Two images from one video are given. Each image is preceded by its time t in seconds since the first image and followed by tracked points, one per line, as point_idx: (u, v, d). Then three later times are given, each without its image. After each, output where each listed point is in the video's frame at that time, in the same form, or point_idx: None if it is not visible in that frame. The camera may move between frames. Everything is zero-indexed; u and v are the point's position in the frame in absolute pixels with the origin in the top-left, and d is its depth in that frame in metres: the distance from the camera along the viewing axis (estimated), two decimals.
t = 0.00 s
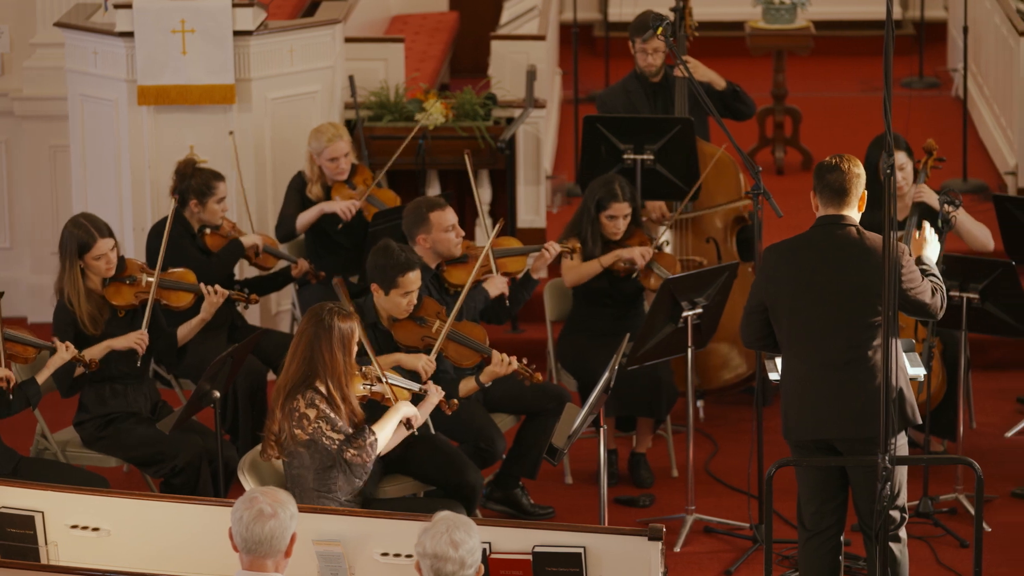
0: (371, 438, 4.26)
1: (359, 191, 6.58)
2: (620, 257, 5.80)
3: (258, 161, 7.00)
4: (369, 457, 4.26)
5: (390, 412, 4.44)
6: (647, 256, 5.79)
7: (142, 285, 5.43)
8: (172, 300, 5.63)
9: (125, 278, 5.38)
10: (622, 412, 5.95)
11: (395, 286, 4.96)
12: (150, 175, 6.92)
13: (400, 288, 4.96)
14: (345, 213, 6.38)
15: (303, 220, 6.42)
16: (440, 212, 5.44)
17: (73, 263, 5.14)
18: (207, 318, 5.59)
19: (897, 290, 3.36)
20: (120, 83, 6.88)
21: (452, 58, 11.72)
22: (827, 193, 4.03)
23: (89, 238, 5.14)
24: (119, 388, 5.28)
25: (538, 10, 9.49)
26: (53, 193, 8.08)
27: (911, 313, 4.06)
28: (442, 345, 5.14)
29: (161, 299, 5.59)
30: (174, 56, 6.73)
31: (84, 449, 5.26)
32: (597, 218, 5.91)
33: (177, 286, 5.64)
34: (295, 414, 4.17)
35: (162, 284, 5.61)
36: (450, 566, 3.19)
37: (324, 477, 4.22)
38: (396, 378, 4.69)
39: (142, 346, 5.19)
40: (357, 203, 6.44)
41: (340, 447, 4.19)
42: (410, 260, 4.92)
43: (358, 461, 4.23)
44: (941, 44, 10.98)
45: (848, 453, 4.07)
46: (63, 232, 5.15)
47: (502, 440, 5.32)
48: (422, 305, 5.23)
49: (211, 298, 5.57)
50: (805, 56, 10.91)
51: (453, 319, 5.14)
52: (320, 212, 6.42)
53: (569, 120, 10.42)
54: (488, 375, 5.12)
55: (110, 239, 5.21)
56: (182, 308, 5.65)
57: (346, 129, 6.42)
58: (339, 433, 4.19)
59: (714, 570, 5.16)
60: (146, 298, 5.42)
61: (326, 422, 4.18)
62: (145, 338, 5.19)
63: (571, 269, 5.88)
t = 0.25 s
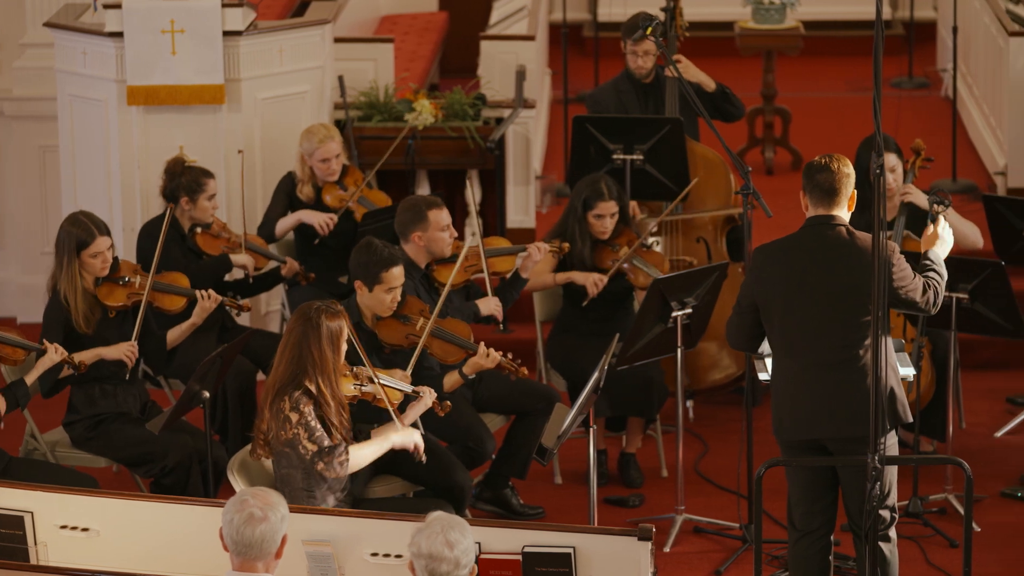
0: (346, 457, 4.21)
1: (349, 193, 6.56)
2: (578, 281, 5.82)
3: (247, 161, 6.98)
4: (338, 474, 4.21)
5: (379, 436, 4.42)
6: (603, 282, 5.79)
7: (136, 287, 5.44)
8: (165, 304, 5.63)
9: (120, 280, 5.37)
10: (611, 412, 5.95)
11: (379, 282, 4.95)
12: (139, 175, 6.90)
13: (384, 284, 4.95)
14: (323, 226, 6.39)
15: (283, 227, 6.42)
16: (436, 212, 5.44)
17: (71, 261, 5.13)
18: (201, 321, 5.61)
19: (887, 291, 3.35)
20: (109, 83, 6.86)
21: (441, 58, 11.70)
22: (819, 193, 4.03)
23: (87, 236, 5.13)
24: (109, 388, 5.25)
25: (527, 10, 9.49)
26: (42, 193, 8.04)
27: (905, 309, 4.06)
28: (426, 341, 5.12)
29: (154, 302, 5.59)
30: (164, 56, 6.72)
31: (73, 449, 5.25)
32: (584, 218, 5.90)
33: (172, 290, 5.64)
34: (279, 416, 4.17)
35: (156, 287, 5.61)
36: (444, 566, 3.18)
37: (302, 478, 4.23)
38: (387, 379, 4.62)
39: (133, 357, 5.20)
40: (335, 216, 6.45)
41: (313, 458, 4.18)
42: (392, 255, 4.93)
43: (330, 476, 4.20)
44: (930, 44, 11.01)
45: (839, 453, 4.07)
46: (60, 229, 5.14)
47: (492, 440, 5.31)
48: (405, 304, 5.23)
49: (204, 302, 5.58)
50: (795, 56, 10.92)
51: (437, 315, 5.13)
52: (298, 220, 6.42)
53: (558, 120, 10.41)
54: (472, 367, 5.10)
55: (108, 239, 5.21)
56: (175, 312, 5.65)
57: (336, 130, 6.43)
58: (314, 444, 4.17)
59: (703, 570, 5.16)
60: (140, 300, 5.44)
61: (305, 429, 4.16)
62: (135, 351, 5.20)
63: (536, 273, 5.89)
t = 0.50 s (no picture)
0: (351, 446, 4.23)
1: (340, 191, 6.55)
2: (576, 269, 5.78)
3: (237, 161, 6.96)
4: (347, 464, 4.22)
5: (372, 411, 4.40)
6: (602, 265, 5.76)
7: (129, 288, 5.40)
8: (158, 306, 5.59)
9: (115, 280, 5.34)
10: (602, 412, 5.95)
11: (354, 284, 4.94)
12: (130, 175, 6.88)
13: (360, 285, 4.95)
14: (327, 212, 6.36)
15: (284, 218, 6.40)
16: (428, 215, 5.43)
17: (68, 261, 5.12)
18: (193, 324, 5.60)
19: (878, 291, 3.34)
20: (100, 83, 6.84)
21: (432, 59, 11.69)
22: (813, 194, 4.02)
23: (83, 236, 5.12)
24: (99, 388, 5.24)
25: (518, 10, 9.48)
26: (33, 193, 8.01)
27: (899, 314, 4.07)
28: (408, 340, 5.12)
29: (147, 305, 5.55)
30: (154, 56, 6.70)
31: (63, 450, 5.24)
32: (561, 217, 5.91)
33: (166, 292, 5.60)
34: (272, 419, 4.14)
35: (149, 290, 5.57)
36: (439, 567, 3.18)
37: (303, 476, 4.22)
38: (381, 370, 4.70)
39: (127, 349, 5.17)
40: (339, 200, 6.42)
41: (319, 455, 4.17)
42: (366, 255, 4.93)
43: (338, 469, 4.21)
44: (921, 44, 11.03)
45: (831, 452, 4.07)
46: (56, 229, 5.12)
47: (482, 440, 5.31)
48: (385, 302, 5.22)
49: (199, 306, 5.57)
50: (785, 56, 10.93)
51: (417, 313, 5.12)
52: (301, 209, 6.39)
53: (549, 120, 10.41)
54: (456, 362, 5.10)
55: (104, 240, 5.20)
56: (168, 315, 5.61)
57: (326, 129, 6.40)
58: (317, 441, 4.16)
59: (694, 570, 5.16)
60: (133, 302, 5.40)
61: (304, 429, 4.14)
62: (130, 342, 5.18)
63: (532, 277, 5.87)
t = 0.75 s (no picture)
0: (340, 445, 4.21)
1: (331, 185, 6.54)
2: (547, 287, 5.83)
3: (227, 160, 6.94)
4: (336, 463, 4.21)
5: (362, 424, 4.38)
6: (574, 286, 5.79)
7: (124, 296, 5.36)
8: (151, 318, 5.50)
9: (110, 286, 5.32)
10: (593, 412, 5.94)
11: (342, 275, 4.91)
12: (120, 175, 6.86)
13: (347, 276, 4.91)
14: (309, 221, 6.35)
15: (266, 224, 6.38)
16: (419, 214, 5.41)
17: (68, 262, 5.14)
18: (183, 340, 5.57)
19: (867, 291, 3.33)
20: (90, 83, 6.82)
21: (422, 59, 11.68)
22: (813, 194, 4.03)
23: (87, 238, 5.14)
24: (90, 389, 5.22)
25: (509, 11, 9.48)
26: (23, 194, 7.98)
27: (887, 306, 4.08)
28: (395, 332, 5.17)
29: (140, 314, 5.47)
30: (144, 56, 6.68)
31: (54, 449, 5.23)
32: (549, 216, 5.86)
33: (161, 304, 5.52)
34: (263, 416, 4.15)
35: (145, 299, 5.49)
36: (431, 567, 3.17)
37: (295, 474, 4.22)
38: (365, 371, 4.63)
39: (117, 364, 5.14)
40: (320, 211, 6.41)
41: (310, 454, 4.16)
42: (353, 247, 4.91)
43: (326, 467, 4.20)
44: (911, 44, 11.04)
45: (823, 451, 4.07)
46: (60, 229, 5.15)
47: (473, 440, 5.29)
48: (371, 296, 5.25)
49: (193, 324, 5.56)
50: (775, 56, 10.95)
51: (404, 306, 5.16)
52: (282, 218, 6.38)
53: (539, 121, 10.40)
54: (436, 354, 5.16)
55: (107, 245, 5.22)
56: (160, 326, 5.51)
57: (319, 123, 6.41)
58: (306, 438, 4.15)
59: (684, 570, 5.16)
60: (127, 309, 5.34)
61: (293, 426, 4.14)
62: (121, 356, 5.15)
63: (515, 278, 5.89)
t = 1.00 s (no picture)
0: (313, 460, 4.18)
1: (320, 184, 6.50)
2: (542, 283, 5.84)
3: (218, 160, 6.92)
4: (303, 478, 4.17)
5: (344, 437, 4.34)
6: (567, 279, 5.81)
7: (117, 293, 5.36)
8: (144, 313, 5.49)
9: (102, 283, 5.32)
10: (584, 412, 5.94)
11: (334, 270, 4.90)
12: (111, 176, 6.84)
13: (340, 271, 4.91)
14: (299, 216, 6.37)
15: (255, 222, 6.39)
16: (414, 217, 5.39)
17: (63, 258, 5.12)
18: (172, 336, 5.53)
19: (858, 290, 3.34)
20: (81, 83, 6.79)
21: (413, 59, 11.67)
22: (804, 197, 4.02)
23: (81, 236, 5.11)
24: (81, 389, 5.20)
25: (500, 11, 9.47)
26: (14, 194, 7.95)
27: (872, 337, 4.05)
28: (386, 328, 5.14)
29: (133, 309, 5.45)
30: (135, 56, 6.66)
31: (45, 450, 5.20)
32: (534, 221, 5.88)
33: (152, 299, 5.52)
34: (247, 417, 4.15)
35: (136, 295, 5.48)
36: (421, 567, 3.17)
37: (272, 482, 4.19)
38: (354, 367, 4.61)
39: (105, 363, 5.14)
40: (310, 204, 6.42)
41: (286, 467, 4.15)
42: (345, 243, 4.92)
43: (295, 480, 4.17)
44: (902, 44, 11.06)
45: (815, 451, 4.07)
46: (54, 226, 5.12)
47: (464, 440, 5.30)
48: (362, 294, 5.22)
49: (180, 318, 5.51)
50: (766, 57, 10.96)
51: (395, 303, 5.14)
52: (273, 213, 6.39)
53: (530, 120, 10.40)
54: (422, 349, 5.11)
55: (100, 241, 5.20)
56: (153, 322, 5.51)
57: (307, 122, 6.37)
58: (282, 446, 4.15)
59: (676, 570, 5.16)
60: (120, 306, 5.35)
61: (274, 431, 4.14)
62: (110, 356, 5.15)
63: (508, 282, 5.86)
